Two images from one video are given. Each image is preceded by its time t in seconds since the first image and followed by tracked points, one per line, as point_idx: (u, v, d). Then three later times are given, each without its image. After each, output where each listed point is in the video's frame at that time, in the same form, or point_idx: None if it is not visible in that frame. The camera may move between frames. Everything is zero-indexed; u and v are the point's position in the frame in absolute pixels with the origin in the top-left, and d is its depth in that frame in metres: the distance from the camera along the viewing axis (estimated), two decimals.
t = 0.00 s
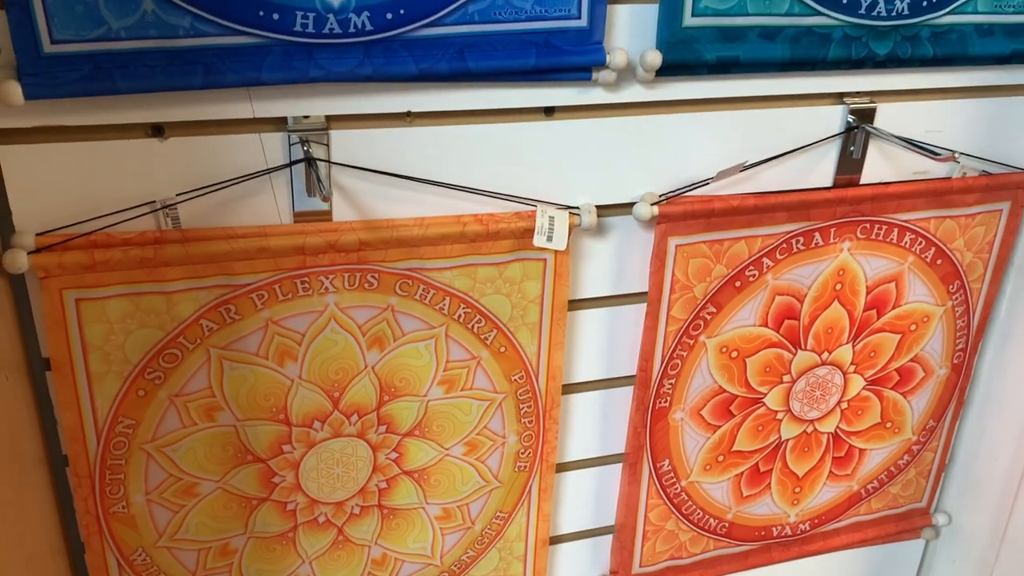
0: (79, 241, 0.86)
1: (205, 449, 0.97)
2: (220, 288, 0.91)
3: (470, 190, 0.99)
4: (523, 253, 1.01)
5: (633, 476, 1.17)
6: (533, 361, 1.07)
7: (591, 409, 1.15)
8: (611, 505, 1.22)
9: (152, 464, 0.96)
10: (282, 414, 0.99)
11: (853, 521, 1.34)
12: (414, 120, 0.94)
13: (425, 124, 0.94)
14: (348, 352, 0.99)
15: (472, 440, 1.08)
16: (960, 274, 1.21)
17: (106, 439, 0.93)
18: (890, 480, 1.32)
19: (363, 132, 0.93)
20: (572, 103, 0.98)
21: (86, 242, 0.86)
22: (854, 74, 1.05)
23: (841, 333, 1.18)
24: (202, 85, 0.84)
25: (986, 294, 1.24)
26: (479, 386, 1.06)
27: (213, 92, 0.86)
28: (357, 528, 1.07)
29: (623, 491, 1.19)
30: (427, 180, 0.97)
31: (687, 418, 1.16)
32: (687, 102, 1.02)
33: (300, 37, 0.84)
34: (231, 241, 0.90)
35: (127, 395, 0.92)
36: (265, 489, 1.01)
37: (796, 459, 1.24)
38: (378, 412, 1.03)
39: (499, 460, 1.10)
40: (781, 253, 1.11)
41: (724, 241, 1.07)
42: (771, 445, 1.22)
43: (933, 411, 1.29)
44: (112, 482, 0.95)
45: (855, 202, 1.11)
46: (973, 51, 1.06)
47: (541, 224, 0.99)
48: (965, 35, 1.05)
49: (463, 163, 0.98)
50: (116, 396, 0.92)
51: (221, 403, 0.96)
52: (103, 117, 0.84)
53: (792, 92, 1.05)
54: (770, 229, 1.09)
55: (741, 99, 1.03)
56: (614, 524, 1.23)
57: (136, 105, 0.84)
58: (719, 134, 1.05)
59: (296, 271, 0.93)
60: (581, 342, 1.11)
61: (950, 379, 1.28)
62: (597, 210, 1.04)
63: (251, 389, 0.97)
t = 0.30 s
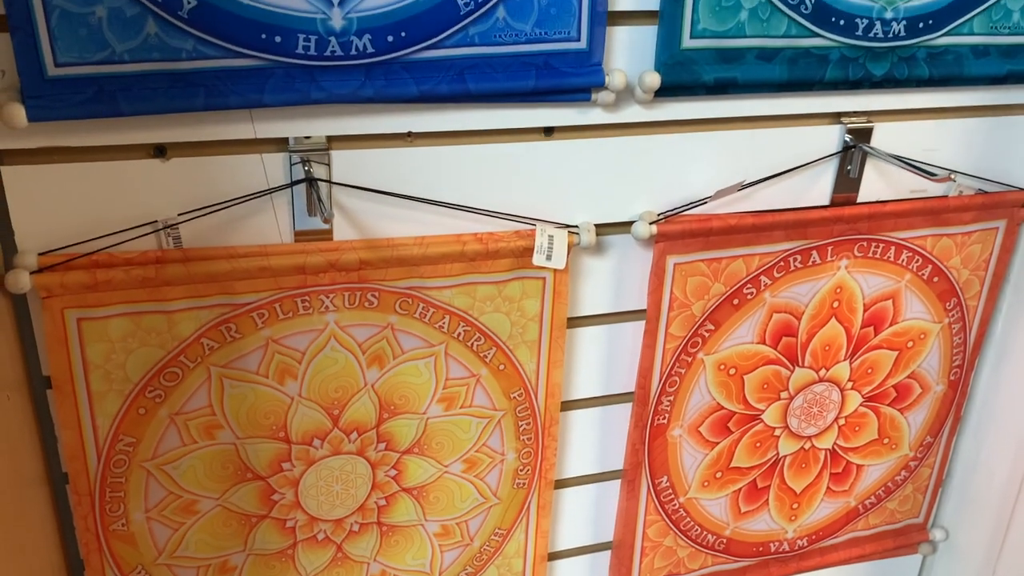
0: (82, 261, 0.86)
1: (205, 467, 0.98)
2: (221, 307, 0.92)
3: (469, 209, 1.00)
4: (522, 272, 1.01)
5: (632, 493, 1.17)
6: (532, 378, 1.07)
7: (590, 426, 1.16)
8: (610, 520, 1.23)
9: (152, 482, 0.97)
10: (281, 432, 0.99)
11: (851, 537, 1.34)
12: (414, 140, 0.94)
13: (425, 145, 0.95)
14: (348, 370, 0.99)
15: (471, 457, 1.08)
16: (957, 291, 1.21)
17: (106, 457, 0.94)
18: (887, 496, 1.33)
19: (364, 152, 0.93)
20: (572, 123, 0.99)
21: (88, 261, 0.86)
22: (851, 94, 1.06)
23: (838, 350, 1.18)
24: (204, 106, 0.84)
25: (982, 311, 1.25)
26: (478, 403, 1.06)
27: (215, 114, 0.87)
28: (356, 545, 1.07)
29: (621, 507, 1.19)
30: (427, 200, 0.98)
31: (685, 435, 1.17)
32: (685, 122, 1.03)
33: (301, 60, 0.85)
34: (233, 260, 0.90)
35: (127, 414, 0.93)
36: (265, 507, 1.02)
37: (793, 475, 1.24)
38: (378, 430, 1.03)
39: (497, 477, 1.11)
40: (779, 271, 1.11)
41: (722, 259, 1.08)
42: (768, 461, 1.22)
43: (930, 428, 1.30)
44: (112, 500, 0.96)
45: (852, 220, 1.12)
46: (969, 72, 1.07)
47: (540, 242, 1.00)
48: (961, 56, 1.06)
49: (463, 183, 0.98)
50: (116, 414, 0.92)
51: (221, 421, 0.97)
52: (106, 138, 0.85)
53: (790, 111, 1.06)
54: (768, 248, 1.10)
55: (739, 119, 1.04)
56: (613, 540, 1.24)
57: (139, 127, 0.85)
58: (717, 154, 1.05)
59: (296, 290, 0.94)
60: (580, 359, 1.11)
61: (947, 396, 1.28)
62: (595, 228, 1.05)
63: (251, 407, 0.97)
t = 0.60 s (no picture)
0: (80, 285, 0.86)
1: (202, 489, 0.98)
2: (219, 330, 0.92)
3: (466, 232, 1.00)
4: (519, 294, 1.02)
5: (627, 512, 1.18)
6: (529, 400, 1.08)
7: (586, 446, 1.17)
8: (606, 540, 1.23)
9: (150, 504, 0.97)
10: (278, 454, 1.00)
11: (846, 555, 1.35)
12: (411, 164, 0.95)
13: (423, 169, 0.96)
14: (345, 392, 1.00)
15: (468, 478, 1.09)
16: (950, 311, 1.22)
17: (103, 479, 0.94)
18: (881, 514, 1.33)
19: (361, 176, 0.94)
20: (568, 147, 0.99)
21: (86, 286, 0.87)
22: (845, 118, 1.07)
23: (832, 370, 1.19)
24: (203, 132, 0.85)
25: (976, 331, 1.25)
26: (475, 425, 1.07)
27: (214, 139, 0.87)
28: (353, 565, 1.08)
29: (617, 527, 1.20)
30: (424, 223, 0.98)
31: (681, 455, 1.17)
32: (680, 146, 1.04)
33: (301, 86, 0.86)
34: (230, 284, 0.91)
35: (125, 437, 0.93)
36: (261, 528, 1.02)
37: (788, 494, 1.25)
38: (374, 451, 1.03)
39: (494, 498, 1.11)
40: (773, 292, 1.12)
41: (718, 281, 1.09)
42: (764, 480, 1.22)
43: (924, 446, 1.31)
44: (109, 522, 0.96)
45: (846, 242, 1.12)
46: (961, 96, 1.08)
47: (537, 265, 1.01)
48: (953, 80, 1.07)
49: (460, 206, 0.99)
50: (114, 437, 0.93)
51: (218, 443, 0.97)
52: (105, 163, 0.85)
53: (785, 135, 1.07)
54: (763, 269, 1.10)
55: (733, 142, 1.05)
56: (608, 559, 1.24)
57: (138, 152, 0.86)
58: (712, 177, 1.06)
59: (294, 313, 0.94)
60: (576, 380, 1.12)
61: (941, 415, 1.29)
62: (592, 251, 1.06)
63: (248, 430, 0.97)
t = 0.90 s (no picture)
0: (77, 315, 0.87)
1: (197, 517, 0.98)
2: (216, 358, 0.92)
3: (463, 260, 1.01)
4: (515, 321, 1.02)
5: (623, 538, 1.18)
6: (524, 426, 1.08)
7: (582, 472, 1.17)
8: (601, 564, 1.24)
9: (145, 533, 0.97)
10: (274, 482, 1.00)
11: None
12: (409, 193, 0.96)
13: (419, 197, 0.96)
14: (341, 419, 1.00)
15: (463, 505, 1.09)
16: (944, 337, 1.23)
17: (99, 508, 0.94)
18: (876, 538, 1.33)
19: (359, 205, 0.94)
20: (564, 176, 1.00)
21: (83, 315, 0.87)
22: (839, 146, 1.08)
23: (827, 395, 1.20)
24: (201, 163, 0.85)
25: (969, 356, 1.26)
26: (470, 451, 1.07)
27: (212, 170, 0.88)
28: None
29: (613, 552, 1.20)
30: (421, 251, 0.99)
31: (677, 480, 1.17)
32: (675, 174, 1.04)
33: (299, 117, 0.87)
34: (227, 313, 0.91)
35: (120, 465, 0.93)
36: (257, 555, 1.02)
37: (783, 519, 1.25)
38: (370, 478, 1.03)
39: (489, 524, 1.11)
40: (768, 318, 1.13)
41: (712, 307, 1.09)
42: (759, 505, 1.23)
43: (919, 470, 1.31)
44: (104, 550, 0.96)
45: (840, 268, 1.13)
46: (954, 125, 1.09)
47: (533, 292, 1.01)
48: (946, 109, 1.08)
49: (457, 234, 1.00)
50: (110, 466, 0.93)
51: (214, 471, 0.97)
52: (104, 194, 0.86)
53: (779, 163, 1.07)
54: (757, 296, 1.11)
55: (728, 170, 1.06)
56: None
57: (136, 183, 0.86)
58: (706, 205, 1.07)
59: (290, 341, 0.95)
60: (572, 406, 1.12)
61: (935, 439, 1.30)
62: (587, 277, 1.06)
63: (244, 457, 0.98)
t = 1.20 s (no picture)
0: (76, 344, 0.87)
1: (194, 544, 0.98)
2: (214, 387, 0.93)
3: (461, 288, 1.01)
4: (512, 348, 1.02)
5: (621, 564, 1.19)
6: (522, 453, 1.08)
7: (580, 498, 1.17)
8: None
9: (142, 560, 0.97)
10: (271, 509, 1.00)
11: None
12: (407, 222, 0.96)
13: (418, 226, 0.97)
14: (338, 447, 1.00)
15: (460, 532, 1.09)
16: (939, 362, 1.23)
17: (96, 536, 0.94)
18: (873, 562, 1.34)
19: (357, 234, 0.95)
20: (561, 204, 1.01)
21: (82, 344, 0.87)
22: (834, 174, 1.09)
23: (823, 421, 1.20)
24: (201, 194, 0.86)
25: (965, 381, 1.26)
26: (468, 479, 1.07)
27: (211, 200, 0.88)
28: None
29: None
30: (419, 279, 0.99)
31: (674, 506, 1.18)
32: (671, 202, 1.05)
33: (298, 148, 0.87)
34: (226, 341, 0.91)
35: (118, 494, 0.93)
36: None
37: (780, 544, 1.25)
38: (367, 505, 1.03)
39: (487, 550, 1.12)
40: (764, 344, 1.13)
41: (709, 333, 1.10)
42: (756, 530, 1.23)
43: (915, 494, 1.31)
44: None
45: (836, 295, 1.14)
46: (948, 153, 1.10)
47: (531, 319, 1.01)
48: (940, 138, 1.09)
49: (455, 261, 1.00)
50: (107, 494, 0.93)
51: (211, 499, 0.97)
52: (104, 224, 0.86)
53: (775, 190, 1.08)
54: (754, 322, 1.11)
55: (724, 198, 1.07)
56: None
57: (136, 213, 0.86)
58: (703, 232, 1.08)
59: (288, 369, 0.95)
60: (569, 432, 1.13)
61: (932, 464, 1.30)
62: (585, 304, 1.07)
63: (241, 485, 0.98)
